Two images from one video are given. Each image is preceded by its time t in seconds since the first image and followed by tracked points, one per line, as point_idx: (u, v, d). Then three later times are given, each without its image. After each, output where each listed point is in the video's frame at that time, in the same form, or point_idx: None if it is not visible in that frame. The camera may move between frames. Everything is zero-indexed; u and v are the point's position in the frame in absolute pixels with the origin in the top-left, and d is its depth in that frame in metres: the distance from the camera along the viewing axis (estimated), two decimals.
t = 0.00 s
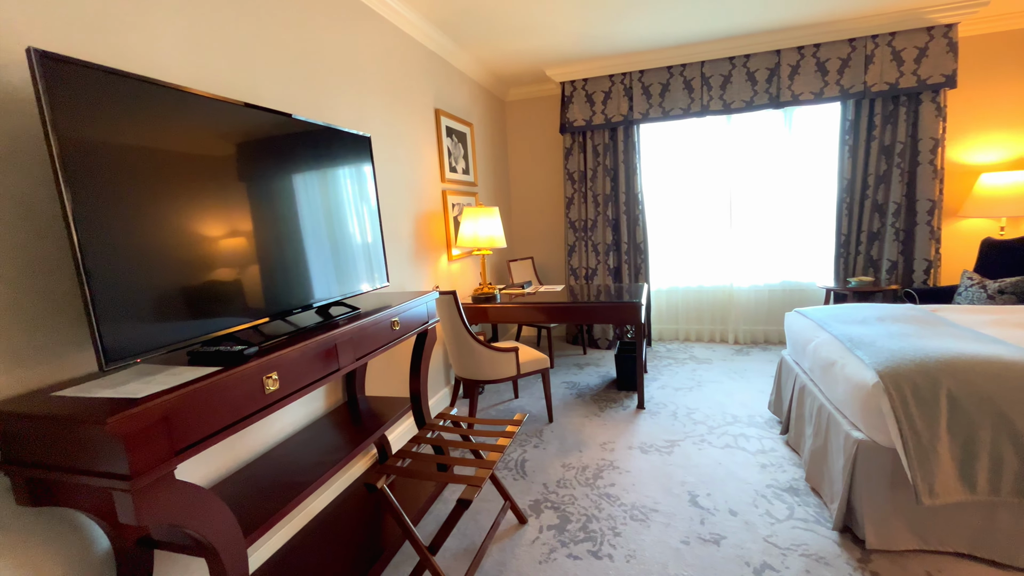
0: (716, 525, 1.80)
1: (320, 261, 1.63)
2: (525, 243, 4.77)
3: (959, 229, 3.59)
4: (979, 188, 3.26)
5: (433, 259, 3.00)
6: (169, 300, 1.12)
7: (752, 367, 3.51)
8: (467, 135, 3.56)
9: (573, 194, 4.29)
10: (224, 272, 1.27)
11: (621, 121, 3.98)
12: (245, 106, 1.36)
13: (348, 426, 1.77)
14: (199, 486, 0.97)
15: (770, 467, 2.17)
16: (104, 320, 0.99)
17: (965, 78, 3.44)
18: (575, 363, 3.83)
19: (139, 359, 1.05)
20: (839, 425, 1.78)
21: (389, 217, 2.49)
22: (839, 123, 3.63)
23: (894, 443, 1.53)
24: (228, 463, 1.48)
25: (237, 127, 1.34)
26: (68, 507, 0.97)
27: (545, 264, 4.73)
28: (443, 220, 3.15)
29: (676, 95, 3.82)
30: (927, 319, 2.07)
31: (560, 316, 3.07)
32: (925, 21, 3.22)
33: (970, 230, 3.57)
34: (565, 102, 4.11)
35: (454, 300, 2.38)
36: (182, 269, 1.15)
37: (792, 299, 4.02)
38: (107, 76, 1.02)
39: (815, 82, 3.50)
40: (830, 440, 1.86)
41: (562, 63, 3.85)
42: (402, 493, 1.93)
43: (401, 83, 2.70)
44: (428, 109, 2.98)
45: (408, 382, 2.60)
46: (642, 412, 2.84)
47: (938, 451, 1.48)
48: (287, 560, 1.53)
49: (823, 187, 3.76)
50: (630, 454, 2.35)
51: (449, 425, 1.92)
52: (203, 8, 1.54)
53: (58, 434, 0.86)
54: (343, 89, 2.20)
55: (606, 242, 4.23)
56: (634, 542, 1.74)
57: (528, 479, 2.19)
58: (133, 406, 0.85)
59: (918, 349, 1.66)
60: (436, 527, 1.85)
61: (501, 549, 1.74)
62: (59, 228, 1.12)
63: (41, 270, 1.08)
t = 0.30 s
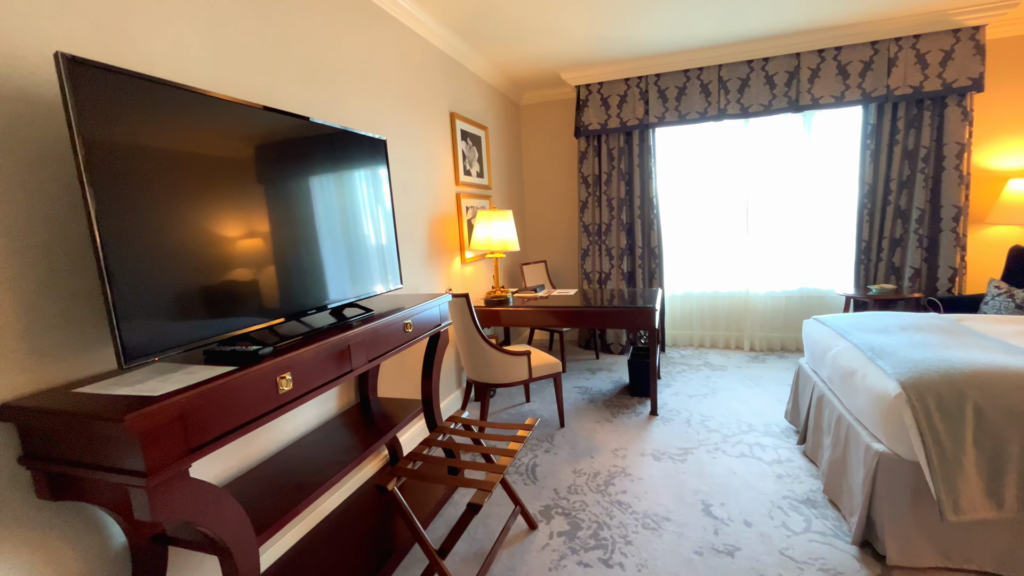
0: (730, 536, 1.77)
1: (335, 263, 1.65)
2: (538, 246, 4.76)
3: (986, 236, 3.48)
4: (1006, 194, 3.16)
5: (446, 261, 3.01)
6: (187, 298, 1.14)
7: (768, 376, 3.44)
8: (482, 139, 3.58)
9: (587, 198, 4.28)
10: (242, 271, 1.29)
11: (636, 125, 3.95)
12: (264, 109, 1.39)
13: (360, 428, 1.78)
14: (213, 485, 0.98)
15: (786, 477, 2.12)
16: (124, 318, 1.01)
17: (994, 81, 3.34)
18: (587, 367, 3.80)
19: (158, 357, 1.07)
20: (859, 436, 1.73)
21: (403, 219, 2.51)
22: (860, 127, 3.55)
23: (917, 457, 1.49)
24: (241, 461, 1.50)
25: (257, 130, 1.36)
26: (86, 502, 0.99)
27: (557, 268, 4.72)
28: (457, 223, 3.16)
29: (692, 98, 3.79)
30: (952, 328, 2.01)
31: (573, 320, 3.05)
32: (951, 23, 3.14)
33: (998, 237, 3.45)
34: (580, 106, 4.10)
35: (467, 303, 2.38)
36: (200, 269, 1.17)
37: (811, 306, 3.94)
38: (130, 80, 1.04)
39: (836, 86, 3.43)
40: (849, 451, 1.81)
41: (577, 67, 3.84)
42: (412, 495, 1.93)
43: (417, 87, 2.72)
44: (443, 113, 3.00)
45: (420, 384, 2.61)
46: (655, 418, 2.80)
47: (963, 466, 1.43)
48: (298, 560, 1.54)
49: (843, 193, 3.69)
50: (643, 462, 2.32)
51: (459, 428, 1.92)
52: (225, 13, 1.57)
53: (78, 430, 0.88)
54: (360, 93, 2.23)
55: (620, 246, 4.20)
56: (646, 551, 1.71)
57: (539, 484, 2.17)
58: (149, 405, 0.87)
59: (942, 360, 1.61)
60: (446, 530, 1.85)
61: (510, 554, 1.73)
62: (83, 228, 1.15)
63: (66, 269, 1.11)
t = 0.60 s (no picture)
0: (742, 551, 1.73)
1: (347, 266, 1.66)
2: (549, 251, 4.75)
3: (1011, 246, 3.38)
4: None
5: (457, 265, 3.01)
6: (200, 301, 1.15)
7: (782, 385, 3.38)
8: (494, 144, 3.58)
9: (599, 203, 4.26)
10: (255, 273, 1.30)
11: (649, 130, 3.92)
12: (280, 115, 1.40)
13: (369, 433, 1.78)
14: (221, 488, 0.99)
15: (801, 491, 2.07)
16: (136, 320, 1.02)
17: (1018, 88, 3.26)
18: (597, 374, 3.77)
19: (169, 359, 1.07)
20: (878, 451, 1.68)
21: (414, 223, 2.52)
22: (879, 134, 3.49)
23: (939, 474, 1.44)
24: (251, 464, 1.51)
25: (273, 135, 1.38)
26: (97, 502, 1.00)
27: (568, 274, 4.70)
28: (468, 228, 3.17)
29: (706, 104, 3.76)
30: (975, 341, 1.95)
31: (583, 326, 3.03)
32: (974, 28, 3.07)
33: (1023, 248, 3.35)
34: (593, 111, 4.09)
35: (477, 308, 2.37)
36: (214, 272, 1.19)
37: (826, 315, 3.86)
38: (150, 86, 1.06)
39: (854, 92, 3.38)
40: (867, 466, 1.76)
41: (590, 72, 3.84)
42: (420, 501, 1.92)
43: (430, 92, 2.74)
44: (456, 118, 3.01)
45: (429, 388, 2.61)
46: (666, 427, 2.76)
47: (987, 484, 1.39)
48: (304, 565, 1.54)
49: (861, 200, 3.62)
50: (653, 471, 2.28)
51: (468, 435, 1.91)
52: (243, 21, 1.60)
53: (91, 432, 0.89)
54: (373, 98, 2.25)
55: (631, 252, 4.16)
56: (655, 564, 1.68)
57: (547, 492, 2.15)
58: (160, 408, 0.88)
59: (965, 374, 1.56)
60: (453, 538, 1.83)
61: (517, 564, 1.71)
62: (100, 231, 1.17)
63: (83, 272, 1.13)
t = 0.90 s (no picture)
0: (750, 566, 1.69)
1: (353, 270, 1.65)
2: (556, 257, 4.74)
3: None
4: None
5: (463, 270, 3.00)
6: (205, 304, 1.15)
7: (791, 396, 3.32)
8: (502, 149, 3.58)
9: (606, 210, 4.24)
10: (262, 276, 1.30)
11: (658, 137, 3.91)
12: (290, 119, 1.41)
13: (372, 440, 1.77)
14: (221, 495, 0.98)
15: (811, 506, 2.03)
16: (139, 324, 1.01)
17: None
18: (603, 382, 3.73)
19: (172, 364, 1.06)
20: (891, 466, 1.64)
21: (421, 228, 2.51)
22: (891, 142, 3.45)
23: (954, 492, 1.41)
24: (254, 469, 1.50)
25: (282, 139, 1.38)
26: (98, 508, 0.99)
27: (575, 280, 4.68)
28: (475, 233, 3.16)
29: (716, 111, 3.74)
30: (990, 354, 1.91)
31: (590, 333, 3.00)
32: (989, 36, 3.03)
33: None
34: (601, 117, 4.08)
35: (483, 313, 2.36)
36: (221, 275, 1.18)
37: (837, 325, 3.80)
38: (158, 89, 1.06)
39: (866, 99, 3.35)
40: (879, 482, 1.72)
41: (599, 78, 3.83)
42: (422, 510, 1.91)
43: (439, 98, 2.75)
44: (464, 123, 3.01)
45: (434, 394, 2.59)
46: (672, 437, 2.72)
47: (1006, 503, 1.35)
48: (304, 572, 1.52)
49: (872, 209, 3.58)
50: (659, 482, 2.25)
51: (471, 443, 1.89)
52: (254, 26, 1.61)
53: (93, 436, 0.89)
54: (382, 103, 2.26)
55: (639, 259, 4.13)
56: None
57: (551, 501, 2.12)
58: (160, 414, 0.87)
59: (981, 389, 1.53)
60: (455, 547, 1.80)
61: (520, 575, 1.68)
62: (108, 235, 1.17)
63: (90, 275, 1.13)
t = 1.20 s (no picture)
0: None
1: (353, 274, 1.60)
2: (558, 262, 4.69)
3: None
4: None
5: (464, 275, 2.96)
6: (198, 309, 1.10)
7: (796, 407, 3.27)
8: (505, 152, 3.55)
9: (610, 215, 4.20)
10: (258, 279, 1.26)
11: (662, 142, 3.87)
12: (293, 119, 1.38)
13: (370, 449, 1.73)
14: (207, 511, 0.94)
15: (819, 522, 1.97)
16: (126, 330, 0.96)
17: None
18: (604, 389, 3.68)
19: (159, 371, 1.01)
20: (904, 484, 1.58)
21: (422, 232, 2.47)
22: (899, 150, 3.40)
23: (974, 514, 1.35)
24: (245, 479, 1.45)
25: (284, 140, 1.35)
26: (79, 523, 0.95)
27: (577, 285, 4.64)
28: (477, 237, 3.12)
29: (722, 117, 3.70)
30: (1005, 368, 1.86)
31: (592, 341, 2.95)
32: (1000, 45, 2.99)
33: None
34: (606, 122, 4.05)
35: (484, 319, 2.32)
36: (214, 279, 1.14)
37: (843, 335, 3.75)
38: (155, 87, 1.02)
39: (874, 107, 3.31)
40: (891, 500, 1.67)
41: (604, 83, 3.80)
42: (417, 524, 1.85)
43: (443, 100, 2.72)
44: (467, 126, 2.98)
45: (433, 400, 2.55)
46: (676, 448, 2.67)
47: None
48: None
49: (879, 218, 3.53)
50: (662, 495, 2.19)
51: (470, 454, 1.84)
52: (255, 24, 1.58)
53: (73, 449, 0.84)
54: (385, 105, 2.22)
55: (642, 265, 4.08)
56: None
57: (551, 514, 2.07)
58: (146, 426, 0.83)
59: (999, 406, 1.47)
60: (452, 561, 1.75)
61: None
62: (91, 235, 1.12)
63: (75, 277, 1.09)
